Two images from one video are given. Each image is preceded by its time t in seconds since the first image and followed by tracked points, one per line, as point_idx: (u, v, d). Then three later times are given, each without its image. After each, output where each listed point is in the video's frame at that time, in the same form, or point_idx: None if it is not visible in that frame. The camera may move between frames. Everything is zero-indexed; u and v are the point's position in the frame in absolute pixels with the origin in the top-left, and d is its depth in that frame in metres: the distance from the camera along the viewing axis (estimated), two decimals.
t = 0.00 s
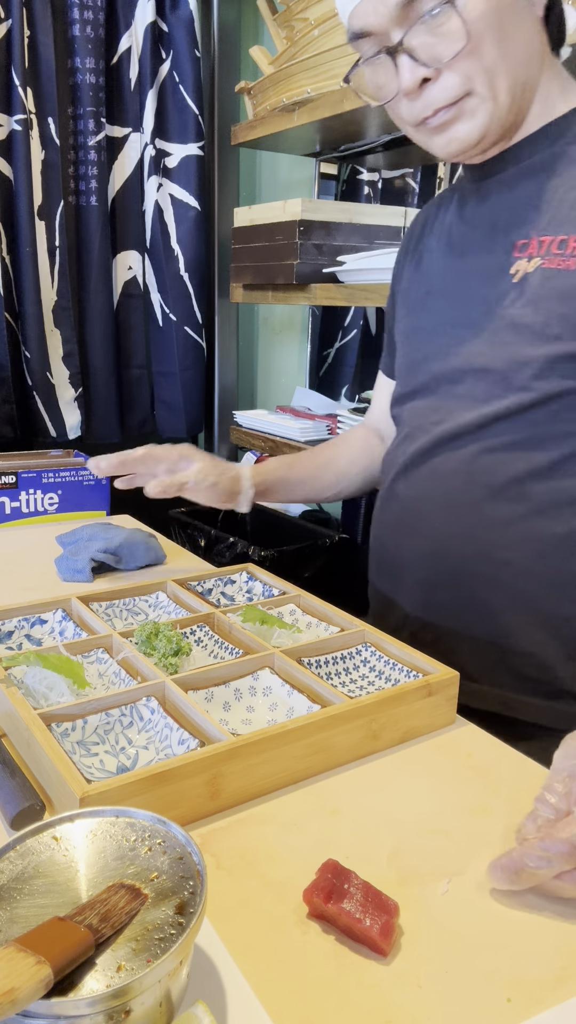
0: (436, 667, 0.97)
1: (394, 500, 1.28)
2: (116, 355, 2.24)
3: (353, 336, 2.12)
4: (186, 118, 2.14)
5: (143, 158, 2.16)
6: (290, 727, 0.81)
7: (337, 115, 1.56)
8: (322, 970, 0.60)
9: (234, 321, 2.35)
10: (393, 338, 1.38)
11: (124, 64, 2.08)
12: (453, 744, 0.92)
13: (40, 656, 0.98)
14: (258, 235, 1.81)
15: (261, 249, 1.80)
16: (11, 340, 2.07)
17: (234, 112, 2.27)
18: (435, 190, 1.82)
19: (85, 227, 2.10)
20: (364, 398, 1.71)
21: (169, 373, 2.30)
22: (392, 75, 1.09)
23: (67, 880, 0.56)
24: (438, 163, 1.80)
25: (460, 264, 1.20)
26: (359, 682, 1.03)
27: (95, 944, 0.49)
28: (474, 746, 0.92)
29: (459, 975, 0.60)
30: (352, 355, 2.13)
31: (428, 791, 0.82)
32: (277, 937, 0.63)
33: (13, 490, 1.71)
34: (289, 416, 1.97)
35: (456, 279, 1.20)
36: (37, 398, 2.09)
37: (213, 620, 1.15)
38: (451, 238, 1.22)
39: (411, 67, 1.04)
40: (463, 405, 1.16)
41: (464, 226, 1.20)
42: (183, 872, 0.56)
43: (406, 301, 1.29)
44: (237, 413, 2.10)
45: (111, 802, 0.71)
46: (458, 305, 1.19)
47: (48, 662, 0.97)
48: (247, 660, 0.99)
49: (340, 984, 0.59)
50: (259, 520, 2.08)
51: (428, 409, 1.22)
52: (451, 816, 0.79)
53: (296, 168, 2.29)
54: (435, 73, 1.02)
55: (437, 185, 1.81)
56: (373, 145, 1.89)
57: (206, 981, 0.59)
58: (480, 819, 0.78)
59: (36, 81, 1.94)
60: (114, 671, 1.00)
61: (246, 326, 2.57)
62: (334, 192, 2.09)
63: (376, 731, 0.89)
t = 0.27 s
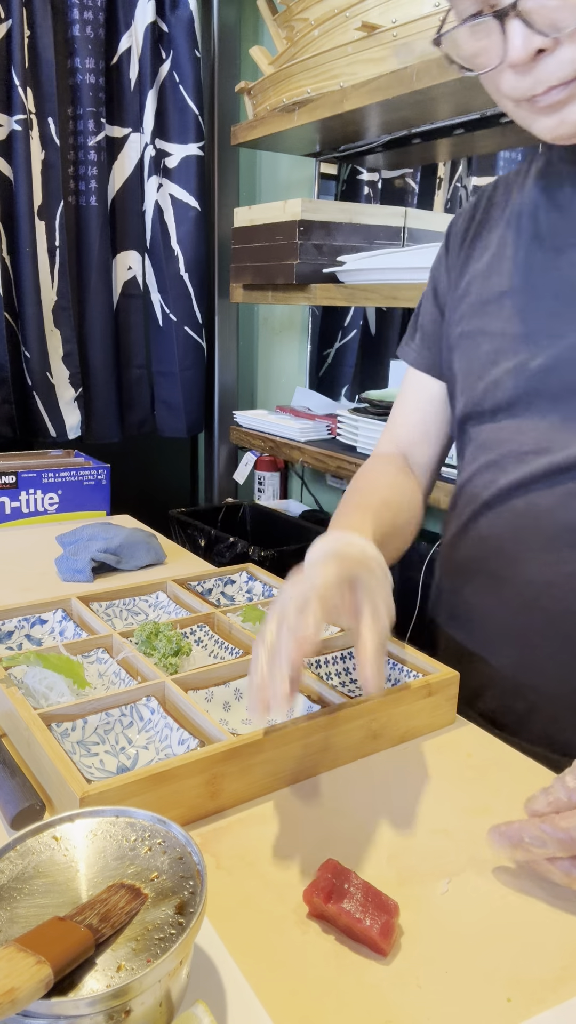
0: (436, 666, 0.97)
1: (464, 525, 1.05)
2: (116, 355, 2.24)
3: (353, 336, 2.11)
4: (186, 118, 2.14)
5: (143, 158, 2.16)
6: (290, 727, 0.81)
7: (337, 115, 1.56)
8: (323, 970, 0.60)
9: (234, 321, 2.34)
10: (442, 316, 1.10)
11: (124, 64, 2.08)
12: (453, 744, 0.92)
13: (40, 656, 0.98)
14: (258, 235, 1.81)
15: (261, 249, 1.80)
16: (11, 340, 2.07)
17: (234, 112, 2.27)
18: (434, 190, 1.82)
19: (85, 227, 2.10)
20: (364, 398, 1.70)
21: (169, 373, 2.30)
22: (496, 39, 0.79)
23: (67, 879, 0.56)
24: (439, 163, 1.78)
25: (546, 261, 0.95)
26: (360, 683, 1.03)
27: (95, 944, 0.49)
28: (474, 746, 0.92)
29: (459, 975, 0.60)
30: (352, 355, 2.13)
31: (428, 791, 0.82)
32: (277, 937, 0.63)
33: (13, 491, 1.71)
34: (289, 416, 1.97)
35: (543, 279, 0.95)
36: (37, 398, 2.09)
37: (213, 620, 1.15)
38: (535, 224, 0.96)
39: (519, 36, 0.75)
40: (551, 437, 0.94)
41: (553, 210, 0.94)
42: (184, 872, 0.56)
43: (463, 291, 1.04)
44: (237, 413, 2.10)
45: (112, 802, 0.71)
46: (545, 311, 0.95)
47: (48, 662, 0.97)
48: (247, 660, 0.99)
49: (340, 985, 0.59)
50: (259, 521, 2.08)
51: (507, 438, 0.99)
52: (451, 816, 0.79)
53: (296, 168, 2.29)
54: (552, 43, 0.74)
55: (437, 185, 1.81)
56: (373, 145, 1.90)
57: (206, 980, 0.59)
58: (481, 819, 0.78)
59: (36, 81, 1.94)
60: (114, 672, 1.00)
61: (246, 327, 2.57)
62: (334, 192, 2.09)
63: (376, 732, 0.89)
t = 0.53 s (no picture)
0: (436, 666, 0.97)
1: (540, 560, 0.93)
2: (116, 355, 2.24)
3: (353, 336, 2.11)
4: (186, 118, 2.14)
5: (144, 158, 2.16)
6: (290, 727, 0.81)
7: (337, 115, 1.56)
8: (323, 970, 0.60)
9: (234, 321, 2.34)
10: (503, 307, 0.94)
11: (124, 64, 2.08)
12: (453, 744, 0.92)
13: (40, 656, 0.98)
14: (258, 235, 1.81)
15: (261, 249, 1.80)
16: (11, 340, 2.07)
17: (234, 112, 2.27)
18: (434, 189, 1.82)
19: (85, 227, 2.10)
20: (364, 398, 1.70)
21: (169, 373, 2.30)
22: None
23: (67, 879, 0.56)
24: (439, 163, 1.80)
25: None
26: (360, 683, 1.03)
27: (95, 944, 0.49)
28: (475, 746, 0.92)
29: (459, 975, 0.60)
30: (352, 355, 2.13)
31: (428, 791, 0.82)
32: (277, 937, 0.63)
33: (13, 490, 1.71)
34: (289, 416, 1.97)
35: None
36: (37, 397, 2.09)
37: (213, 620, 1.15)
38: None
39: None
40: None
41: None
42: (184, 872, 0.56)
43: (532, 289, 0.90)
44: (237, 413, 2.10)
45: (111, 802, 0.71)
46: None
47: (48, 662, 0.97)
48: (247, 660, 0.99)
49: (340, 985, 0.59)
50: (259, 521, 2.08)
51: None
52: (451, 816, 0.79)
53: (296, 168, 2.29)
54: None
55: (437, 185, 1.81)
56: (373, 145, 1.90)
57: (206, 980, 0.59)
58: (481, 819, 0.78)
59: (36, 81, 1.94)
60: (114, 672, 1.00)
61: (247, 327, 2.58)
62: (334, 192, 2.09)
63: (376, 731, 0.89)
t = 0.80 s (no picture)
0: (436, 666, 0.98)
1: (566, 572, 0.88)
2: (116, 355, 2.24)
3: (353, 336, 2.11)
4: (186, 118, 2.14)
5: (144, 158, 2.16)
6: (290, 727, 0.81)
7: (337, 115, 1.56)
8: (323, 969, 0.60)
9: (234, 321, 2.34)
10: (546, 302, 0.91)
11: (124, 64, 2.08)
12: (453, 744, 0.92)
13: (40, 656, 0.98)
14: (258, 235, 1.81)
15: (261, 249, 1.80)
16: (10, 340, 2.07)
17: (234, 112, 2.27)
18: (434, 189, 1.82)
19: (85, 227, 2.10)
20: (364, 398, 1.69)
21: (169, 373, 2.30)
22: None
23: (67, 879, 0.56)
24: (438, 163, 1.80)
25: None
26: (360, 683, 1.03)
27: (95, 944, 0.49)
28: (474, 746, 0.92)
29: (459, 976, 0.60)
30: (351, 355, 2.13)
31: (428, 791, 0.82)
32: (276, 937, 0.63)
33: (13, 490, 1.71)
34: (289, 417, 1.97)
35: None
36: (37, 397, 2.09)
37: (213, 620, 1.15)
38: None
39: None
40: None
41: None
42: (184, 872, 0.56)
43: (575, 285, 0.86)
44: (237, 413, 2.10)
45: (112, 802, 0.71)
46: None
47: (48, 662, 0.97)
48: (247, 660, 0.99)
49: (340, 985, 0.59)
50: (259, 521, 2.08)
51: None
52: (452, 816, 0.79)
53: (296, 168, 2.29)
54: None
55: (437, 185, 1.81)
56: (373, 145, 1.90)
57: (207, 981, 0.59)
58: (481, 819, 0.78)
59: (35, 81, 1.94)
60: (114, 672, 1.00)
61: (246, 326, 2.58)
62: (334, 192, 2.09)
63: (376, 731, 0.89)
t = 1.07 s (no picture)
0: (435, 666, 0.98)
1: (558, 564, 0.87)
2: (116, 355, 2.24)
3: (352, 336, 2.11)
4: (186, 118, 2.13)
5: (144, 158, 2.17)
6: (290, 727, 0.81)
7: (337, 115, 1.56)
8: (322, 969, 0.60)
9: (234, 321, 2.34)
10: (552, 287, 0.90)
11: (124, 64, 2.08)
12: (453, 743, 0.92)
13: (40, 656, 0.98)
14: (258, 235, 1.81)
15: (261, 249, 1.80)
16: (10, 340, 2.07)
17: (234, 112, 2.27)
18: (433, 189, 1.82)
19: (85, 227, 2.10)
20: (364, 398, 1.69)
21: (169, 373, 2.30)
22: None
23: (66, 879, 0.56)
24: (438, 163, 1.80)
25: None
26: (360, 683, 1.03)
27: (95, 944, 0.49)
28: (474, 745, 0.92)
29: (459, 975, 0.60)
30: (351, 355, 2.13)
31: (428, 791, 0.82)
32: (276, 937, 0.63)
33: (13, 491, 1.71)
34: (289, 416, 1.97)
35: None
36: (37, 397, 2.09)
37: (213, 620, 1.15)
38: None
39: None
40: None
41: None
42: (184, 872, 0.56)
43: None
44: (237, 413, 2.09)
45: (112, 802, 0.71)
46: None
47: (48, 662, 0.97)
48: (247, 660, 0.99)
49: (340, 984, 0.59)
50: (259, 521, 2.08)
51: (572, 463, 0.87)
52: (451, 816, 0.79)
53: (296, 168, 2.29)
54: None
55: (436, 185, 1.82)
56: (373, 145, 1.90)
57: (206, 981, 0.59)
58: (481, 819, 0.78)
59: (35, 81, 1.94)
60: (114, 672, 1.00)
61: (246, 326, 2.58)
62: (334, 192, 2.09)
63: (376, 731, 0.89)
